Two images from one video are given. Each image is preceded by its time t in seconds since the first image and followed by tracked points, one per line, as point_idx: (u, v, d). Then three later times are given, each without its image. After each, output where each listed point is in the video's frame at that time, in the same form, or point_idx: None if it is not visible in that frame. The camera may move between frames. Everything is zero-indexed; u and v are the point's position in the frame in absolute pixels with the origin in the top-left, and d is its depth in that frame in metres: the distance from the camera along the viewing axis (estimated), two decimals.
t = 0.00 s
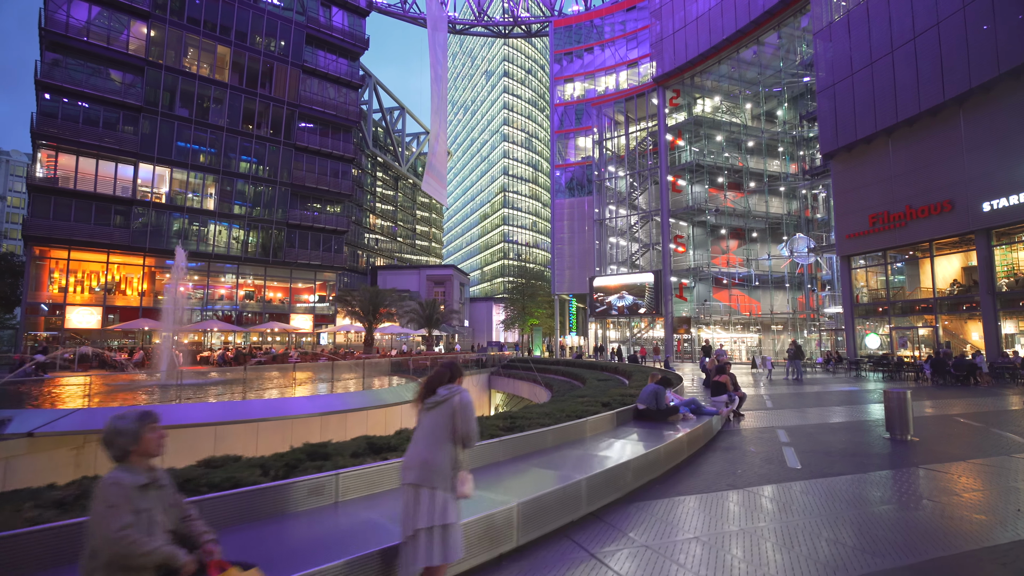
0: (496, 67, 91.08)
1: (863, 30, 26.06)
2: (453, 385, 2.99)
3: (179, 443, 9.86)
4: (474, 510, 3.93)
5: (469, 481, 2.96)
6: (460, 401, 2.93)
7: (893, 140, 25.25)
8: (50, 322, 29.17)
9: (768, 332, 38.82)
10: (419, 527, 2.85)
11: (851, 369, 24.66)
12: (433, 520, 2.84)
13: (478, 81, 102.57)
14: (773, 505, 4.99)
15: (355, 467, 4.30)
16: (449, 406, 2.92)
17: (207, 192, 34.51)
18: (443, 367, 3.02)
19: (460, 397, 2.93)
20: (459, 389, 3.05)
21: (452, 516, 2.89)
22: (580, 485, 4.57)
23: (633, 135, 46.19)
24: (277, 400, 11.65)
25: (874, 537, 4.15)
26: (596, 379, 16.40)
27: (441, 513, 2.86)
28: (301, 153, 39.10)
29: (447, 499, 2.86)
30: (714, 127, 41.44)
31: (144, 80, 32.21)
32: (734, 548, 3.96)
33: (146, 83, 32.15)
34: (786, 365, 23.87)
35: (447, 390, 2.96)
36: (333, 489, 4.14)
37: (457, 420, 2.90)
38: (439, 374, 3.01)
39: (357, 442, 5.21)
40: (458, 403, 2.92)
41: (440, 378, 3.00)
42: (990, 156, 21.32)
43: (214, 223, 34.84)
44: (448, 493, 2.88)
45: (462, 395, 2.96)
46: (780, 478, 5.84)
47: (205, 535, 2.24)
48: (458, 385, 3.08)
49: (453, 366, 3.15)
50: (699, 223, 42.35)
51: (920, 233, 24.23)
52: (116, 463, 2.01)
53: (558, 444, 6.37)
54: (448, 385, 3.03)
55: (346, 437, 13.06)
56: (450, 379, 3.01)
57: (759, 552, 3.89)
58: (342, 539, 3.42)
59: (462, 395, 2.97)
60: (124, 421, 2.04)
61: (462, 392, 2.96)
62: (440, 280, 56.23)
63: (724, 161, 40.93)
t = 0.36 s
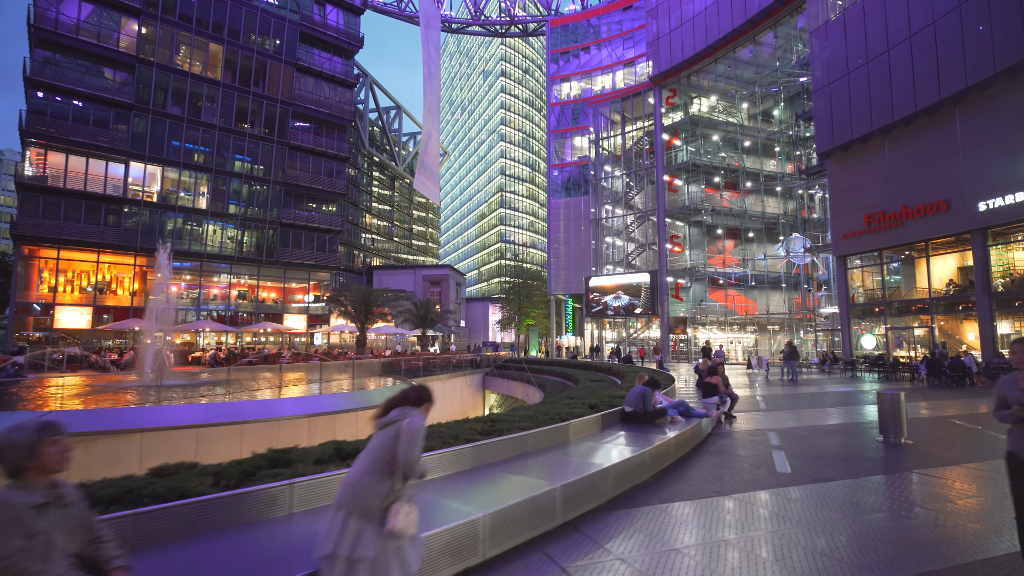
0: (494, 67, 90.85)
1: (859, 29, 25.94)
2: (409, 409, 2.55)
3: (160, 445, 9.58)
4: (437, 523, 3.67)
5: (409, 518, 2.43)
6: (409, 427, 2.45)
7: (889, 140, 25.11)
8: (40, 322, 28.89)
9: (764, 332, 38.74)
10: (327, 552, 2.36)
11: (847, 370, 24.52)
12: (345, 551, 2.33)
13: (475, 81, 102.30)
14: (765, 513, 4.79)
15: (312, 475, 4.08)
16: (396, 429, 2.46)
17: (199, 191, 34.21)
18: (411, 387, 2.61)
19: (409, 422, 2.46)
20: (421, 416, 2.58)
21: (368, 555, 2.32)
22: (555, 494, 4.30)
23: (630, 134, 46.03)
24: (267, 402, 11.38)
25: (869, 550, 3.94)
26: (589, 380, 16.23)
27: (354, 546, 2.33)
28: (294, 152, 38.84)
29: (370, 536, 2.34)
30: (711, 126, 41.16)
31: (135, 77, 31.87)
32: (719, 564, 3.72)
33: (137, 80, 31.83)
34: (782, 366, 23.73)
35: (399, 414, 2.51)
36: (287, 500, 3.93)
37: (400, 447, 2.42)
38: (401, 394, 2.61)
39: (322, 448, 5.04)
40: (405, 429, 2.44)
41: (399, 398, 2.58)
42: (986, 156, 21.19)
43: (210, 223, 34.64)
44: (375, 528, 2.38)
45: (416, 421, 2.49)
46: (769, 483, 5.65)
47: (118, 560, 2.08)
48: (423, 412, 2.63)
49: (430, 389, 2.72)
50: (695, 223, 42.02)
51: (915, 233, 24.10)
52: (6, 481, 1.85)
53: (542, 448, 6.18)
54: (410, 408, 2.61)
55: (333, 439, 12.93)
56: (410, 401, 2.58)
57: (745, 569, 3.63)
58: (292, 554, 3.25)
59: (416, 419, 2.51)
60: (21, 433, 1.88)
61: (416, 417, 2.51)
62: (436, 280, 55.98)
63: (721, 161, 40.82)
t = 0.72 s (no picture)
0: (491, 67, 90.58)
1: (856, 28, 25.77)
2: (352, 455, 2.15)
3: (140, 446, 9.28)
4: (395, 539, 3.34)
5: None
6: (345, 477, 2.05)
7: (886, 139, 24.94)
8: (30, 322, 28.56)
9: (761, 332, 38.63)
10: None
11: (844, 371, 24.33)
12: None
13: (473, 80, 102.11)
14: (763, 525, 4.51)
15: (267, 487, 3.89)
16: (332, 477, 2.07)
17: (192, 189, 33.88)
18: (364, 428, 2.21)
19: (345, 473, 2.05)
20: (367, 465, 2.18)
21: None
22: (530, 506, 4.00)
23: (627, 134, 45.85)
24: (257, 403, 11.06)
25: (864, 566, 3.69)
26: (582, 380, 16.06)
27: None
28: (289, 150, 38.63)
29: None
30: (708, 125, 40.88)
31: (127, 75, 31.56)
32: None
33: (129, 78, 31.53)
34: (778, 366, 23.60)
35: (338, 459, 2.12)
36: (238, 515, 3.72)
37: (329, 502, 2.01)
38: (350, 435, 2.22)
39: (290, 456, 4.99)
40: (340, 481, 2.03)
41: (346, 439, 2.19)
42: (984, 155, 21.02)
43: (207, 223, 34.47)
44: None
45: (355, 471, 2.08)
46: (760, 490, 5.44)
47: None
48: (372, 460, 2.23)
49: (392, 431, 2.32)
50: (692, 222, 41.78)
51: (913, 232, 23.93)
52: None
53: (521, 453, 5.90)
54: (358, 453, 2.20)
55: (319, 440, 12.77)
56: (358, 445, 2.17)
57: None
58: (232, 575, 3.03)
59: (358, 468, 2.11)
60: None
61: (358, 464, 2.10)
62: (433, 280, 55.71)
63: (718, 161, 40.71)
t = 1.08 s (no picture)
0: (490, 65, 90.23)
1: (856, 25, 25.53)
2: (270, 482, 2.29)
3: (119, 448, 8.96)
4: (353, 557, 3.09)
5: None
6: (256, 507, 2.19)
7: (886, 137, 24.70)
8: (22, 322, 28.28)
9: (761, 332, 38.40)
10: None
11: (844, 371, 24.07)
12: None
13: (471, 79, 101.82)
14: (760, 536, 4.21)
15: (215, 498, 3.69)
16: (243, 507, 2.21)
17: (186, 188, 33.54)
18: (284, 455, 2.33)
19: (255, 504, 2.20)
20: (284, 493, 2.30)
21: None
22: (505, 517, 3.73)
23: (625, 132, 45.59)
24: (249, 403, 10.84)
25: None
26: (578, 380, 15.80)
27: None
28: (284, 149, 38.36)
29: None
30: (707, 124, 40.91)
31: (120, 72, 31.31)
32: None
33: (122, 76, 31.25)
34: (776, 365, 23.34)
35: (255, 486, 2.27)
36: (181, 530, 3.50)
37: (240, 533, 2.18)
38: (273, 463, 2.36)
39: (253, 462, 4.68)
40: (251, 510, 2.19)
41: (266, 467, 2.33)
42: (985, 152, 20.77)
43: (204, 222, 34.21)
44: None
45: (268, 500, 2.22)
46: (754, 496, 5.18)
47: None
48: (294, 487, 2.37)
49: (315, 456, 2.45)
50: (691, 221, 41.54)
51: (913, 231, 23.67)
52: None
53: (506, 457, 5.63)
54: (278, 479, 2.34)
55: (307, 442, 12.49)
56: (276, 472, 2.31)
57: None
58: None
59: (270, 495, 2.24)
60: None
61: (271, 493, 2.24)
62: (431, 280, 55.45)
63: (717, 159, 40.53)
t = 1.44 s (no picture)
0: (489, 65, 89.98)
1: (856, 22, 25.31)
2: (174, 477, 2.03)
3: (101, 450, 8.67)
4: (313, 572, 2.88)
5: None
6: (161, 504, 1.93)
7: (886, 135, 24.50)
8: (15, 321, 28.08)
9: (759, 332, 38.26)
10: None
11: (844, 371, 23.87)
12: None
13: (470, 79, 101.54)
14: (758, 545, 3.99)
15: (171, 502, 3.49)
16: (146, 508, 1.95)
17: (182, 186, 33.32)
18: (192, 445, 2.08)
19: (160, 500, 1.93)
20: (193, 484, 2.05)
21: None
22: (482, 527, 3.52)
23: (624, 131, 45.38)
24: (246, 403, 10.80)
25: None
26: (574, 380, 15.60)
27: None
28: (280, 147, 38.15)
29: None
30: (706, 123, 40.92)
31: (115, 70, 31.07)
32: None
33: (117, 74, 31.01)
34: (775, 365, 23.17)
35: (157, 485, 2.00)
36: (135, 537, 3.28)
37: (144, 536, 1.91)
38: (179, 456, 2.09)
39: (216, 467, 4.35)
40: (154, 508, 1.92)
41: (168, 462, 2.07)
42: (986, 151, 20.56)
43: (202, 221, 34.07)
44: None
45: (172, 495, 1.95)
46: (749, 501, 4.97)
47: None
48: (205, 477, 2.13)
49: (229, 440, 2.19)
50: (690, 221, 41.44)
51: (913, 230, 23.47)
52: None
53: (491, 461, 5.44)
54: (184, 473, 2.09)
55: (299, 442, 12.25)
56: (179, 467, 2.06)
57: None
58: None
59: (176, 490, 1.97)
60: None
61: (176, 488, 1.97)
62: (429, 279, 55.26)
63: (715, 159, 40.42)
